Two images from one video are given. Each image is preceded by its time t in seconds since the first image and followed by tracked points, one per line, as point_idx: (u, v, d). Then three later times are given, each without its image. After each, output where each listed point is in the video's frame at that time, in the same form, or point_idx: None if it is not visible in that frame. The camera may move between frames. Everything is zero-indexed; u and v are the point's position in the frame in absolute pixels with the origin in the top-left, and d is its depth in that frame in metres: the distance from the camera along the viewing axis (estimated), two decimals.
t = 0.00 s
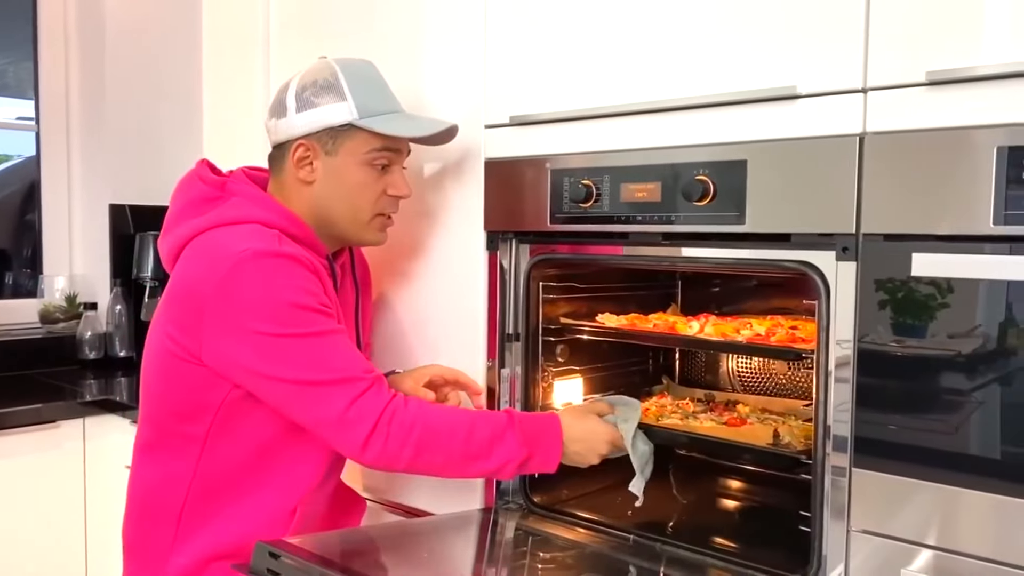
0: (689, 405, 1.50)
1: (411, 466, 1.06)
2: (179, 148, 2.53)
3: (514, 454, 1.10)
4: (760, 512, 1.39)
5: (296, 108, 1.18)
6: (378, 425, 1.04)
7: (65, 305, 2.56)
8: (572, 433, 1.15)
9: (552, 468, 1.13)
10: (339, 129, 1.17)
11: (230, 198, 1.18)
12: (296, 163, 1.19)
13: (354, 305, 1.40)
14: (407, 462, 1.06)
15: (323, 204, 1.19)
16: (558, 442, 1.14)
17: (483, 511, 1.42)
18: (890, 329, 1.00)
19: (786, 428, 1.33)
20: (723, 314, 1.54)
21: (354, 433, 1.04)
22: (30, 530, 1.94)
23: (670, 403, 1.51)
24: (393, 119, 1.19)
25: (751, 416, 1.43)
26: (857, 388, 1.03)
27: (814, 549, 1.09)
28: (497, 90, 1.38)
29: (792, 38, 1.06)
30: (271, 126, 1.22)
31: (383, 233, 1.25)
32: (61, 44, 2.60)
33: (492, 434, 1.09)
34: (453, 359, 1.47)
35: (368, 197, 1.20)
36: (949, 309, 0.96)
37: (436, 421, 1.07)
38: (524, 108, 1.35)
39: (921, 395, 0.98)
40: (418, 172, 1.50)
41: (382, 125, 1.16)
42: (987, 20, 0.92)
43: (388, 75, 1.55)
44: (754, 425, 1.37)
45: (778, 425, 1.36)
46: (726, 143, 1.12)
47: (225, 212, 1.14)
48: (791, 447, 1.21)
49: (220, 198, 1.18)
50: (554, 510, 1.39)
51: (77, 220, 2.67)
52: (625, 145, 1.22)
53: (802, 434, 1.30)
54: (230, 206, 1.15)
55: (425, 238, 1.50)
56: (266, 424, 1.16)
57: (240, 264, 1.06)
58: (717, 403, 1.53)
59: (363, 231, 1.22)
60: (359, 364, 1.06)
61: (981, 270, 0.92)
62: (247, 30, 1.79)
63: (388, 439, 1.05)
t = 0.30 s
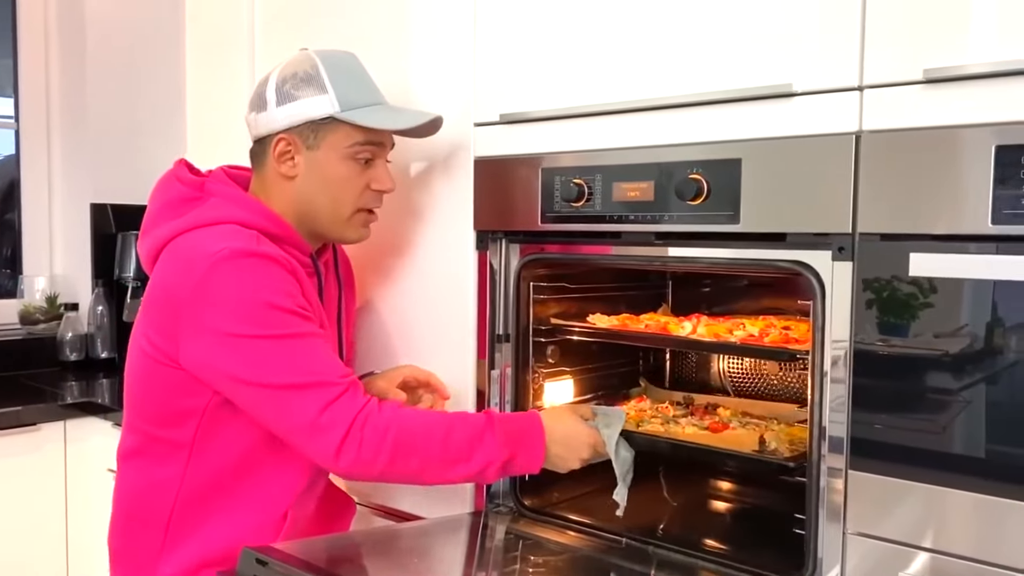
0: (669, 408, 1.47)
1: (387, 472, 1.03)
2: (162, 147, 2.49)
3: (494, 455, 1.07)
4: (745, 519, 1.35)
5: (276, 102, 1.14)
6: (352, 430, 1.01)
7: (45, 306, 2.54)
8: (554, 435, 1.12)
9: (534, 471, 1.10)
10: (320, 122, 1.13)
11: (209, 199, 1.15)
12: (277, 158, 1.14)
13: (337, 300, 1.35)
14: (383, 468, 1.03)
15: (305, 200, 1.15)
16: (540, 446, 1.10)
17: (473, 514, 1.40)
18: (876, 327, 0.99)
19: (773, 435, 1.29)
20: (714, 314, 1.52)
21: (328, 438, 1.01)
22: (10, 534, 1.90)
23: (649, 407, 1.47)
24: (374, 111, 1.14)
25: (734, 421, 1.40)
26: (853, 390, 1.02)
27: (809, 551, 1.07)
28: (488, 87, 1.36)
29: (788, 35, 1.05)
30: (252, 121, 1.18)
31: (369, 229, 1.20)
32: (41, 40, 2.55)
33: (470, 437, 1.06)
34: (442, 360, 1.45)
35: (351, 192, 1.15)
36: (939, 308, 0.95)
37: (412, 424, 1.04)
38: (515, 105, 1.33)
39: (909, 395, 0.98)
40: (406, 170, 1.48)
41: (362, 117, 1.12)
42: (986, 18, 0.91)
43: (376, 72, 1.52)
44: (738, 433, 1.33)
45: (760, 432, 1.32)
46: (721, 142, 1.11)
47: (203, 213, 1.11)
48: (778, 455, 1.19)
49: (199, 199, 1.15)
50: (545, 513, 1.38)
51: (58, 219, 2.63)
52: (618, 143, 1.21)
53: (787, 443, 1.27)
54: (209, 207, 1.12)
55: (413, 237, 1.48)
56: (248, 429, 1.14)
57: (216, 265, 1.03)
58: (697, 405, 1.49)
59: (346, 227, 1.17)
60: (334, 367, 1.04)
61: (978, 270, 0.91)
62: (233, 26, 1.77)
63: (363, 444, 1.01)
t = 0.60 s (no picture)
0: (643, 421, 1.45)
1: (335, 490, 0.93)
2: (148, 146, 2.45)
3: (455, 475, 0.98)
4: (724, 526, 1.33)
5: (259, 98, 1.10)
6: (297, 443, 0.92)
7: (29, 308, 2.49)
8: (524, 455, 1.04)
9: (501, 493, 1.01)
10: (304, 119, 1.08)
11: (183, 199, 1.07)
12: (259, 155, 1.10)
13: (323, 309, 1.29)
14: (331, 486, 0.93)
15: (287, 199, 1.10)
16: (507, 467, 1.01)
17: (466, 522, 1.37)
18: (868, 328, 0.98)
19: (749, 449, 1.27)
20: (710, 317, 1.49)
21: (271, 450, 0.91)
22: None
23: (624, 420, 1.44)
24: (361, 109, 1.10)
25: (711, 435, 1.38)
26: (859, 395, 0.99)
27: (813, 562, 1.05)
28: (481, 85, 1.33)
29: (791, 33, 1.02)
30: (235, 118, 1.13)
31: (354, 231, 1.14)
32: (24, 36, 2.51)
33: (429, 457, 0.97)
34: (433, 365, 1.41)
35: (333, 192, 1.10)
36: (935, 309, 0.93)
37: (366, 439, 0.94)
38: (510, 104, 1.30)
39: (902, 396, 0.96)
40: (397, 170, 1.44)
41: (349, 114, 1.08)
42: (995, 15, 0.89)
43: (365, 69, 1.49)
44: (713, 447, 1.31)
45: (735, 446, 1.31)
46: (722, 141, 1.08)
47: (178, 215, 1.03)
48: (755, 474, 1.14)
49: (174, 199, 1.07)
50: (540, 520, 1.35)
51: (42, 219, 2.58)
52: (616, 143, 1.18)
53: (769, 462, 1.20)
54: (184, 207, 1.04)
55: (403, 239, 1.44)
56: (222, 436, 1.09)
57: (179, 264, 0.96)
58: (673, 417, 1.47)
59: (328, 229, 1.12)
60: (288, 374, 0.94)
61: (989, 274, 0.89)
62: (219, 22, 1.73)
63: (310, 458, 0.92)
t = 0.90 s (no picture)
0: (620, 438, 1.34)
1: (280, 515, 0.84)
2: (133, 147, 2.40)
3: (412, 498, 0.88)
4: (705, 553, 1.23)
5: (237, 96, 1.05)
6: (238, 461, 0.83)
7: (13, 312, 2.44)
8: (487, 476, 0.95)
9: (462, 517, 0.92)
10: (284, 120, 1.03)
11: (156, 204, 1.02)
12: (236, 156, 1.05)
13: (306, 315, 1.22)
14: (275, 510, 0.84)
15: (267, 203, 1.05)
16: (469, 492, 0.93)
17: (456, 538, 1.32)
18: (869, 334, 0.94)
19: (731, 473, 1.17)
20: (708, 324, 1.44)
21: (211, 469, 0.83)
22: None
23: (599, 436, 1.34)
24: (344, 110, 1.05)
25: (692, 454, 1.28)
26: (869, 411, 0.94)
27: None
28: (472, 85, 1.28)
29: (795, 31, 0.98)
30: (212, 117, 1.08)
31: (335, 237, 1.10)
32: (7, 34, 2.46)
33: (383, 477, 0.88)
34: (421, 374, 1.36)
35: (312, 197, 1.05)
36: (934, 313, 0.90)
37: (315, 459, 0.86)
38: (502, 104, 1.25)
39: (897, 402, 0.93)
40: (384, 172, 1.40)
41: (333, 114, 1.03)
42: (1011, 12, 0.84)
43: (353, 68, 1.44)
44: (693, 469, 1.21)
45: (717, 468, 1.21)
46: (723, 144, 1.03)
47: (147, 221, 0.98)
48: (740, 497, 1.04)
49: (147, 204, 1.02)
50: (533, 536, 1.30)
51: (26, 222, 2.53)
52: (612, 145, 1.13)
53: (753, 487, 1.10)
54: (155, 213, 0.99)
55: (391, 243, 1.39)
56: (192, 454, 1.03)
57: (139, 270, 0.90)
58: (653, 433, 1.37)
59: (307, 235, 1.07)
60: (236, 386, 0.86)
61: (1005, 284, 0.84)
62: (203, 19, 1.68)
63: (252, 478, 0.83)
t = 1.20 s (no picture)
0: (601, 455, 1.28)
1: (224, 546, 0.80)
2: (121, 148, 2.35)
3: (367, 529, 0.84)
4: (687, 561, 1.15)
5: (211, 94, 1.00)
6: (182, 489, 0.79)
7: None
8: (450, 504, 0.89)
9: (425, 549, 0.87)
10: (260, 118, 0.98)
11: (124, 209, 0.97)
12: (210, 157, 1.00)
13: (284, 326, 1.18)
14: (218, 540, 0.80)
15: (242, 206, 1.00)
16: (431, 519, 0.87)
17: (443, 555, 1.27)
18: (872, 336, 0.89)
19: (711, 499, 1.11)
20: (706, 330, 1.39)
21: (154, 495, 0.79)
22: None
23: (578, 453, 1.28)
24: (324, 107, 1.00)
25: (676, 473, 1.22)
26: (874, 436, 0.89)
27: None
28: (460, 83, 1.23)
29: (797, 27, 0.93)
30: (185, 116, 1.03)
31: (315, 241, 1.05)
32: None
33: (338, 507, 0.83)
34: (407, 384, 1.31)
35: (291, 198, 1.00)
36: (935, 314, 0.85)
37: (265, 486, 0.81)
38: (491, 103, 1.20)
39: (897, 407, 0.88)
40: (369, 173, 1.34)
41: (310, 112, 0.98)
42: None
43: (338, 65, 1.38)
44: (674, 492, 1.15)
45: (699, 492, 1.15)
46: (720, 145, 0.98)
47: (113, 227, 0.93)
48: (721, 526, 0.97)
49: (115, 210, 0.97)
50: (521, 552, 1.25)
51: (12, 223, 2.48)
52: (605, 146, 1.08)
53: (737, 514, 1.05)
54: (123, 219, 0.94)
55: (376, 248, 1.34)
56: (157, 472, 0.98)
57: (100, 282, 0.85)
58: (637, 449, 1.32)
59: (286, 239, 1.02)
60: (188, 407, 0.81)
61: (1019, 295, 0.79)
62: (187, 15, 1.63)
63: (196, 506, 0.79)
